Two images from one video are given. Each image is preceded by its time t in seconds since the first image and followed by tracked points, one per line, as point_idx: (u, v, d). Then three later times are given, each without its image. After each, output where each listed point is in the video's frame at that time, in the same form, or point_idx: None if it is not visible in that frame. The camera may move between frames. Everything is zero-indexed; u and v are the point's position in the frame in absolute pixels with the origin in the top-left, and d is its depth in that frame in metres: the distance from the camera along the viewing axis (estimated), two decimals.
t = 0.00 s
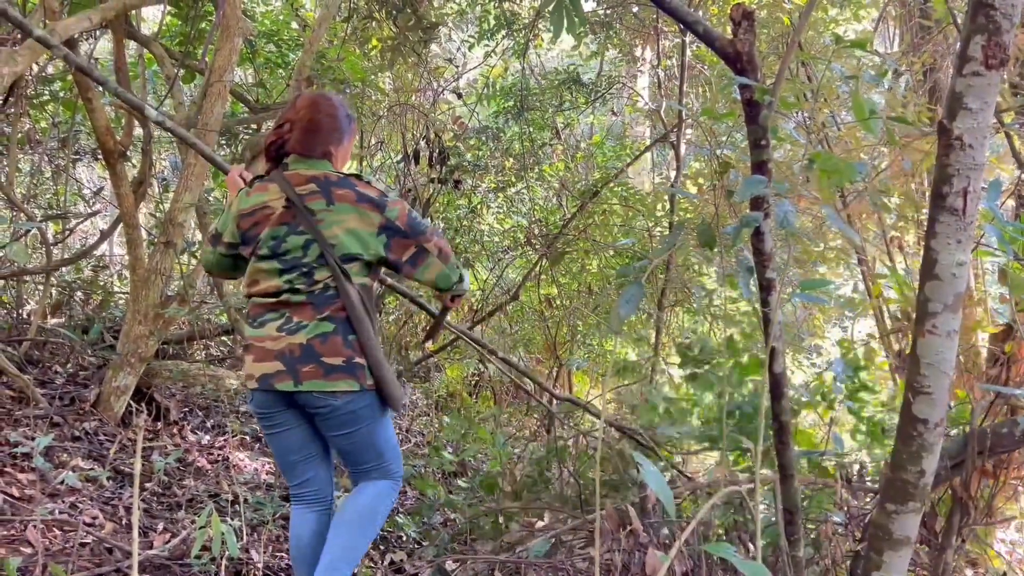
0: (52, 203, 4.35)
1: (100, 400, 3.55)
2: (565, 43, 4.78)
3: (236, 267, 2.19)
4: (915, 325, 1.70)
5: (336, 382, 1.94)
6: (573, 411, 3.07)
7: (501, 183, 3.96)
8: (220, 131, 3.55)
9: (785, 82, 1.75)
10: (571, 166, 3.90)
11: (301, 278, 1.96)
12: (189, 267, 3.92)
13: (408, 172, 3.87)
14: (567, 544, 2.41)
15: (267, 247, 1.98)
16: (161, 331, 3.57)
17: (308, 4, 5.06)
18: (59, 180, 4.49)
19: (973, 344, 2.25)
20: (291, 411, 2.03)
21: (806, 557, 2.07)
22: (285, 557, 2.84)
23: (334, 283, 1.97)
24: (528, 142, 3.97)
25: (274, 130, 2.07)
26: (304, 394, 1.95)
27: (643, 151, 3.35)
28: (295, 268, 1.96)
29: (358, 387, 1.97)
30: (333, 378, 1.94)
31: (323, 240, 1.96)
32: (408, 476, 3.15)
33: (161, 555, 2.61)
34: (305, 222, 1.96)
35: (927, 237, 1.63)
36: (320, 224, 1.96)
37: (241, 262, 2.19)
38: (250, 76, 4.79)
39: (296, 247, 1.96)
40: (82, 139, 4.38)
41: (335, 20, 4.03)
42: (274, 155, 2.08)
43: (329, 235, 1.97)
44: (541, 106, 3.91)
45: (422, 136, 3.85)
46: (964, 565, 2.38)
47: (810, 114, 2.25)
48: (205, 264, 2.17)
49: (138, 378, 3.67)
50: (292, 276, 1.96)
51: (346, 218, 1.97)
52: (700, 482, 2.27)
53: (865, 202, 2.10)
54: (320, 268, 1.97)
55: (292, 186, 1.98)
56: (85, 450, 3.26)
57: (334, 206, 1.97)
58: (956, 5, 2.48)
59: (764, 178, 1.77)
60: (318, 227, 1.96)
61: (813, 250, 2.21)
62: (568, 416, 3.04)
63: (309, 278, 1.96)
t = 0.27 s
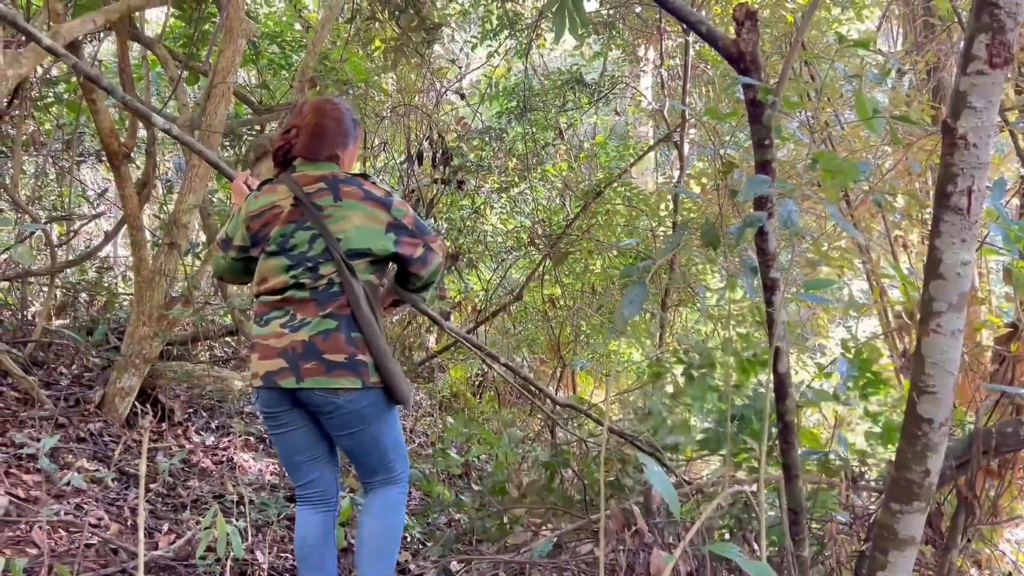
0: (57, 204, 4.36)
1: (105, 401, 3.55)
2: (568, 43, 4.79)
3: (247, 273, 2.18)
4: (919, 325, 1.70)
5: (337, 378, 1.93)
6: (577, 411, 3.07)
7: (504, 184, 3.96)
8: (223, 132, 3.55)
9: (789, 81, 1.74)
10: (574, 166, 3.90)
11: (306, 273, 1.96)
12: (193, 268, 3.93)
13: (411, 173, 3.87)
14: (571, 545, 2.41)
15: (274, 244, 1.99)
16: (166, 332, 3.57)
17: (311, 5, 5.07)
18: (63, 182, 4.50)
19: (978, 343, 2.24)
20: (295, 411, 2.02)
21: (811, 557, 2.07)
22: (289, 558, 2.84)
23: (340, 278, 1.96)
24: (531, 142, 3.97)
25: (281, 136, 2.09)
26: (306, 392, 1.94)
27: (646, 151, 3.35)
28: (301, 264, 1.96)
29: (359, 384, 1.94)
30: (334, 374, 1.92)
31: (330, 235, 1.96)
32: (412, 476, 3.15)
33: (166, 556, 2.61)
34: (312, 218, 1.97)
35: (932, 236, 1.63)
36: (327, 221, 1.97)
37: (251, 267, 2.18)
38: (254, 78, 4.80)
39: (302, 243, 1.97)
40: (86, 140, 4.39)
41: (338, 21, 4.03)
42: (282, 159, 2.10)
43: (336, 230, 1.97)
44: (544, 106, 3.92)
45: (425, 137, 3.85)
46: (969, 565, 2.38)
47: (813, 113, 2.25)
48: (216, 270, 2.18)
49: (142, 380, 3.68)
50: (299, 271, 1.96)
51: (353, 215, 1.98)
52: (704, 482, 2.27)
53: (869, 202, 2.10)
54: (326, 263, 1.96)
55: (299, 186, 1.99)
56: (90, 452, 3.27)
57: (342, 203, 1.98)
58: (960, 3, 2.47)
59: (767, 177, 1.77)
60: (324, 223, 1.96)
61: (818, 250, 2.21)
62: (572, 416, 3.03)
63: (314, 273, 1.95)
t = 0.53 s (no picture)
0: (61, 206, 4.37)
1: (110, 402, 3.56)
2: (571, 43, 4.78)
3: (252, 271, 2.17)
4: (924, 324, 1.70)
5: (364, 375, 1.94)
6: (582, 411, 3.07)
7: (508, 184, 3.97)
8: (227, 133, 3.56)
9: (793, 81, 1.74)
10: (577, 166, 3.90)
11: (332, 271, 1.96)
12: (197, 269, 3.94)
13: (415, 173, 3.88)
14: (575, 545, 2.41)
15: (295, 243, 1.97)
16: (170, 333, 3.58)
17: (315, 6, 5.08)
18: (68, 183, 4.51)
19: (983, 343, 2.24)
20: (305, 410, 2.02)
21: (816, 558, 2.07)
22: (294, 558, 2.85)
23: (365, 277, 1.98)
24: (534, 142, 3.98)
25: (296, 138, 2.10)
26: (328, 387, 1.95)
27: (650, 151, 3.35)
28: (326, 262, 1.96)
29: (383, 381, 1.97)
30: (361, 370, 1.94)
31: (354, 234, 1.98)
32: (416, 476, 3.16)
33: (172, 556, 2.62)
34: (335, 217, 1.97)
35: (936, 235, 1.63)
36: (350, 219, 1.99)
37: (257, 266, 2.17)
38: (258, 79, 4.80)
39: (326, 241, 1.97)
40: (90, 142, 4.41)
41: (342, 22, 4.04)
42: (297, 162, 2.11)
43: (359, 230, 1.99)
44: (548, 107, 3.92)
45: (429, 137, 3.86)
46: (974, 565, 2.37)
47: (817, 113, 2.25)
48: (220, 268, 2.15)
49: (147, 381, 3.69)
50: (324, 269, 1.96)
51: (375, 216, 2.01)
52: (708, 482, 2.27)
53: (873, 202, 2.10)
54: (351, 262, 1.98)
55: (318, 185, 2.00)
56: (96, 453, 3.28)
57: (364, 203, 2.01)
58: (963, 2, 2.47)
59: (771, 177, 1.76)
60: (347, 223, 1.98)
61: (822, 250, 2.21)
62: (576, 416, 3.04)
63: (340, 271, 1.96)
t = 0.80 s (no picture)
0: (67, 207, 4.38)
1: (115, 403, 3.57)
2: (575, 42, 4.79)
3: (272, 276, 2.13)
4: (929, 323, 1.69)
5: (383, 375, 1.96)
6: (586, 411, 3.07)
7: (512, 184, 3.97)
8: (232, 134, 3.57)
9: (797, 80, 1.73)
10: (581, 166, 3.90)
11: (351, 270, 1.97)
12: (202, 270, 3.95)
13: (419, 173, 3.88)
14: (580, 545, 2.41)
15: (313, 242, 1.98)
16: (176, 334, 3.59)
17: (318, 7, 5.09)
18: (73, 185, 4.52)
19: (988, 342, 2.24)
20: (321, 410, 2.03)
21: (821, 558, 2.06)
22: (299, 558, 2.85)
23: (383, 275, 2.00)
24: (538, 142, 3.97)
25: (308, 138, 2.10)
26: (346, 386, 1.96)
27: (653, 150, 3.35)
28: (345, 261, 1.97)
29: (400, 382, 1.98)
30: (380, 370, 1.95)
31: (372, 231, 1.99)
32: (421, 477, 3.16)
33: (178, 557, 2.62)
34: (352, 215, 1.98)
35: (941, 234, 1.63)
36: (367, 217, 2.00)
37: (277, 270, 2.13)
38: (262, 80, 4.81)
39: (344, 240, 1.98)
40: (95, 144, 4.42)
41: (345, 23, 4.04)
42: (309, 162, 2.11)
43: (376, 226, 2.00)
44: (551, 107, 3.91)
45: (432, 138, 3.86)
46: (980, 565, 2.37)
47: (821, 112, 2.25)
48: (240, 275, 2.10)
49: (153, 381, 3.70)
50: (342, 268, 1.97)
51: (391, 212, 2.02)
52: (713, 482, 2.27)
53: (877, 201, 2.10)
54: (369, 260, 1.99)
55: (333, 184, 2.01)
56: (102, 453, 3.29)
57: (380, 201, 2.02)
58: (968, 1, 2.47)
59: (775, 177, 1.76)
60: (365, 220, 1.99)
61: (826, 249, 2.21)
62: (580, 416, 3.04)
63: (359, 270, 1.98)
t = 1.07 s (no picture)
0: (72, 208, 4.40)
1: (121, 403, 3.58)
2: (579, 42, 4.78)
3: (278, 275, 2.13)
4: (935, 322, 1.69)
5: (394, 375, 1.96)
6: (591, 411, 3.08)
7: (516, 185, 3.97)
8: (236, 135, 3.57)
9: (801, 79, 1.73)
10: (585, 165, 3.90)
11: (362, 270, 1.97)
12: (207, 270, 3.96)
13: (422, 173, 3.88)
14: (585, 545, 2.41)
15: (324, 242, 1.99)
16: (181, 334, 3.60)
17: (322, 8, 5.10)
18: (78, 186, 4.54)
19: (993, 341, 2.23)
20: (330, 410, 2.03)
21: (826, 557, 2.06)
22: (305, 558, 2.86)
23: (394, 276, 2.00)
24: (542, 142, 3.97)
25: (321, 138, 2.11)
26: (358, 386, 1.96)
27: (658, 150, 3.34)
28: (356, 261, 1.97)
29: (412, 382, 1.99)
30: (391, 370, 1.96)
31: (383, 232, 2.00)
32: (426, 476, 3.16)
33: (184, 557, 2.63)
34: (363, 215, 1.99)
35: (946, 233, 1.62)
36: (378, 218, 2.00)
37: (283, 270, 2.13)
38: (266, 80, 4.82)
39: (355, 240, 1.98)
40: (100, 145, 4.43)
41: (349, 23, 4.05)
42: (320, 161, 2.13)
43: (387, 228, 2.01)
44: (555, 106, 3.90)
45: (436, 138, 3.86)
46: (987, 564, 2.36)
47: (826, 111, 2.25)
48: (246, 272, 2.11)
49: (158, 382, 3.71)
50: (354, 268, 1.97)
51: (402, 214, 2.03)
52: (719, 482, 2.27)
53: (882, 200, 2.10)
54: (380, 260, 1.99)
55: (345, 185, 2.02)
56: (108, 454, 3.30)
57: (391, 202, 2.03)
58: None
59: (780, 176, 1.75)
60: (376, 220, 2.00)
61: (832, 249, 2.20)
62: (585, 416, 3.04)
63: (370, 270, 1.98)
